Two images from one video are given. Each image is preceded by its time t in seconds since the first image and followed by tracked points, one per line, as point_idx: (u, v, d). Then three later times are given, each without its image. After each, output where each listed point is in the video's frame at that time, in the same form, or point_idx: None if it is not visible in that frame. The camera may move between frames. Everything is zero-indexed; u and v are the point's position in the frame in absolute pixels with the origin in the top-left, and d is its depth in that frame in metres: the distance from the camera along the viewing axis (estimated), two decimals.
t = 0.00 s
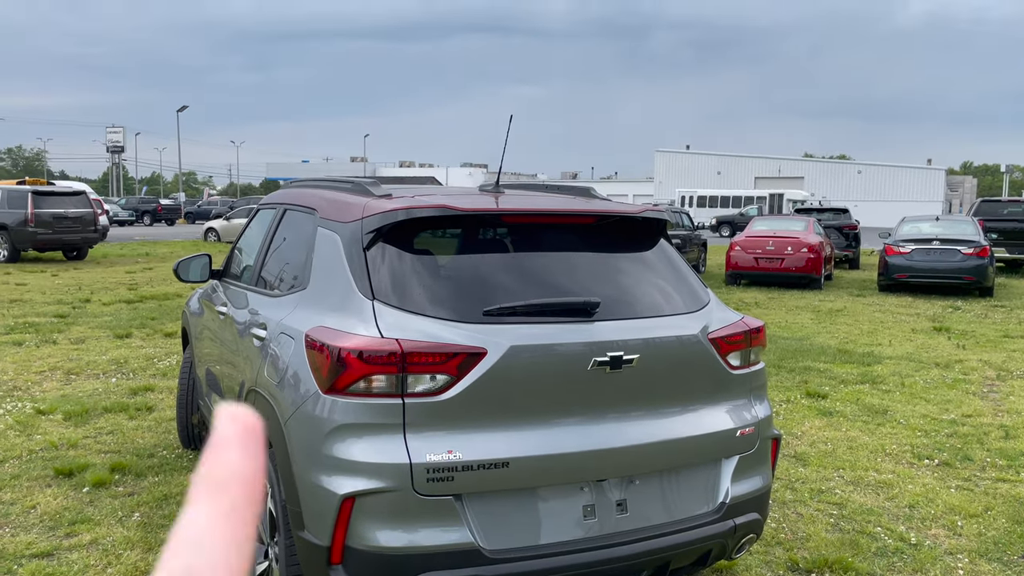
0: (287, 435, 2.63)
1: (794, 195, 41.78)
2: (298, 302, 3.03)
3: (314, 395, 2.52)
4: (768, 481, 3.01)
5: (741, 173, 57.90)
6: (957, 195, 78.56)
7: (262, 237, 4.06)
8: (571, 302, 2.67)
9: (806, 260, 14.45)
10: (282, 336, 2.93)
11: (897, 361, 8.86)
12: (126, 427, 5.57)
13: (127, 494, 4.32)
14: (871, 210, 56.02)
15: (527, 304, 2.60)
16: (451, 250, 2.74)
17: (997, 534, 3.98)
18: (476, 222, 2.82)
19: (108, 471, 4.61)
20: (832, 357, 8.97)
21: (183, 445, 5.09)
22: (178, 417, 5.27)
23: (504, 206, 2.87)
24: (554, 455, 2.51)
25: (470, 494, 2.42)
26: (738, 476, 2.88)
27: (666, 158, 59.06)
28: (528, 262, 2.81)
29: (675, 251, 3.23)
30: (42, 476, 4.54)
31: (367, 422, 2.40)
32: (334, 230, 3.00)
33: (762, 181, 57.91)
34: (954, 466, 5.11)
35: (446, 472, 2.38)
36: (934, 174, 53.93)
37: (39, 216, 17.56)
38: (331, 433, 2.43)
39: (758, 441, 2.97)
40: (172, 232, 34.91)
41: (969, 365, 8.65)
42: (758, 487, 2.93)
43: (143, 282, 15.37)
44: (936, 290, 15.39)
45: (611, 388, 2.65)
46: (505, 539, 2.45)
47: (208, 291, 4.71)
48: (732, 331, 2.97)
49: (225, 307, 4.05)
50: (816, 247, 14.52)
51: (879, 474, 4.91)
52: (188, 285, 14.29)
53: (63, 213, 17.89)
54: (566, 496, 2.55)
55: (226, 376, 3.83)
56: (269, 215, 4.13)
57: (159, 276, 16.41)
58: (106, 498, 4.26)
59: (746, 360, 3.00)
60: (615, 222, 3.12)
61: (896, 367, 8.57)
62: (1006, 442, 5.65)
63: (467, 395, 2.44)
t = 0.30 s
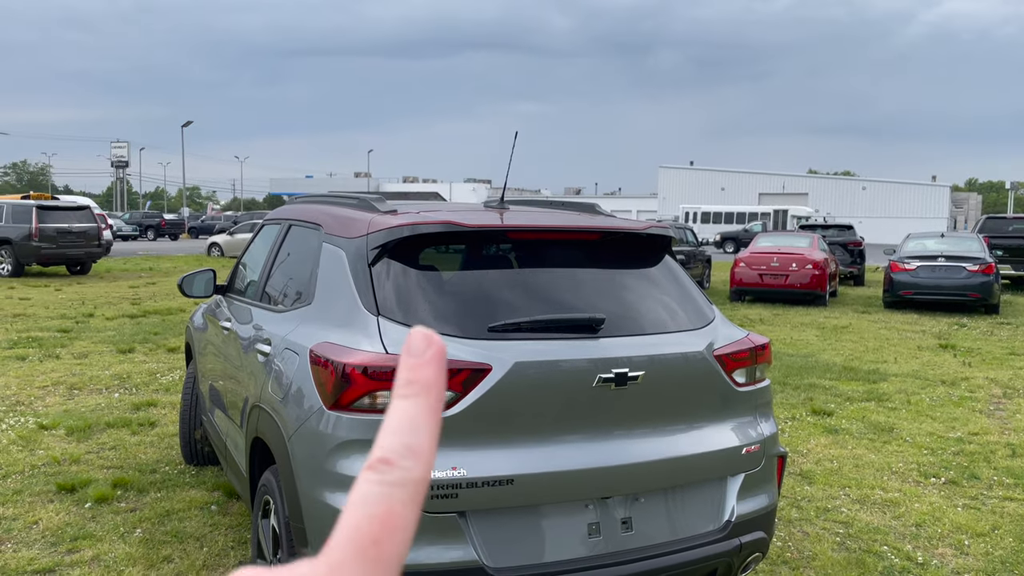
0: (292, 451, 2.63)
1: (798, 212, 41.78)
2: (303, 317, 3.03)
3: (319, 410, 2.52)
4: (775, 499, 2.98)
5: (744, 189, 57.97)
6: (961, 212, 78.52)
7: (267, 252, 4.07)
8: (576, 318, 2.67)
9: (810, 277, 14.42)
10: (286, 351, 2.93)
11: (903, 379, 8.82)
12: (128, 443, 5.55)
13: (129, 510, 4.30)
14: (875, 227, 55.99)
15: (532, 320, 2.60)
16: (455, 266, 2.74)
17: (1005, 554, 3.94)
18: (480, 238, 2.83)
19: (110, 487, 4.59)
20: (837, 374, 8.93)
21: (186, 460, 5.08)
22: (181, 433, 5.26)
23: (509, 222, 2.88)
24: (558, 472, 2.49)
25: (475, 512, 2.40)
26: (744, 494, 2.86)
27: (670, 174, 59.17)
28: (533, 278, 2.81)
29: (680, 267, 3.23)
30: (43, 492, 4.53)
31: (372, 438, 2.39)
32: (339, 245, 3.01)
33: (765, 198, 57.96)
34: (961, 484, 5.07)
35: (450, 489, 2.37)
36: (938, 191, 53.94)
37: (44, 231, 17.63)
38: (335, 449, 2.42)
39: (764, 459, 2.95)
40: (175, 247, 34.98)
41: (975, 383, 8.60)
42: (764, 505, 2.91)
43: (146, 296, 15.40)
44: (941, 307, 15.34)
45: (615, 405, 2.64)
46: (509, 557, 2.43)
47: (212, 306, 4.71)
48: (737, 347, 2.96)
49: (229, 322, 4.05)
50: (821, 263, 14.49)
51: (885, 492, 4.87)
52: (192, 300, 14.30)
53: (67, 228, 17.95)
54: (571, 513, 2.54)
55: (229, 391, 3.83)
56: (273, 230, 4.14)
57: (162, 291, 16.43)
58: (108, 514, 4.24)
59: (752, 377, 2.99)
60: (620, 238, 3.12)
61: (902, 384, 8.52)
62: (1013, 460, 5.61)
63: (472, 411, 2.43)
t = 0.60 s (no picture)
0: (293, 455, 2.63)
1: (800, 219, 41.77)
2: (305, 322, 3.03)
3: (320, 415, 2.52)
4: (776, 505, 2.98)
5: (746, 196, 58.00)
6: (963, 221, 78.52)
7: (269, 257, 4.07)
8: (579, 324, 2.67)
9: (813, 284, 14.41)
10: (288, 356, 2.93)
11: (905, 387, 8.81)
12: (129, 448, 5.55)
13: (130, 515, 4.29)
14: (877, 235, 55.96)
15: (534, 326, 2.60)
16: (457, 271, 2.74)
17: (1007, 562, 3.92)
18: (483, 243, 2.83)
19: (111, 492, 4.59)
20: (839, 382, 8.92)
21: (187, 466, 5.07)
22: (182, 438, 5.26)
23: (511, 227, 2.88)
24: (560, 478, 2.49)
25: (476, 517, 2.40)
26: (746, 501, 2.86)
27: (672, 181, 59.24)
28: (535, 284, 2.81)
29: (682, 274, 3.23)
30: (44, 496, 4.52)
31: (373, 444, 2.39)
32: (342, 251, 3.01)
33: (767, 205, 57.97)
34: (963, 493, 5.06)
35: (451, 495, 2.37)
36: (941, 199, 53.96)
37: (46, 236, 17.65)
38: (336, 454, 2.42)
39: (765, 466, 2.95)
40: (177, 252, 35.00)
41: (977, 391, 8.58)
42: (766, 512, 2.90)
43: (148, 302, 15.41)
44: (943, 315, 15.32)
45: (617, 411, 2.63)
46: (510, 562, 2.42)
47: (214, 311, 4.71)
48: (739, 354, 2.96)
49: (232, 327, 4.06)
50: (823, 271, 14.48)
51: (887, 500, 4.86)
52: (194, 306, 14.32)
53: (70, 233, 17.99)
54: (572, 519, 2.53)
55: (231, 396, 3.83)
56: (276, 236, 4.14)
57: (164, 296, 16.44)
58: (109, 519, 4.24)
59: (754, 384, 2.98)
60: (621, 244, 3.12)
61: (904, 392, 8.51)
62: (1015, 469, 5.59)
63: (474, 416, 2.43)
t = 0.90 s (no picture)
0: (292, 454, 2.64)
1: (801, 219, 41.75)
2: (306, 320, 3.03)
3: (320, 414, 2.52)
4: (776, 505, 2.98)
5: (747, 196, 58.00)
6: (964, 221, 78.50)
7: (270, 256, 4.07)
8: (578, 323, 2.67)
9: (813, 284, 14.41)
10: (288, 355, 2.94)
11: (905, 386, 8.81)
12: (130, 446, 5.55)
13: (130, 513, 4.30)
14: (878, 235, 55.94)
15: (534, 325, 2.60)
16: (457, 271, 2.74)
17: (1006, 562, 3.93)
18: (483, 243, 2.83)
19: (111, 490, 4.59)
20: (839, 382, 8.93)
21: (187, 464, 5.08)
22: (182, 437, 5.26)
23: (512, 227, 2.88)
24: (559, 478, 2.50)
25: (476, 517, 2.40)
26: (745, 501, 2.86)
27: (672, 181, 59.24)
28: (535, 283, 2.81)
29: (682, 273, 3.23)
30: (45, 494, 4.53)
31: (374, 442, 2.39)
32: (342, 250, 3.01)
33: (767, 205, 57.96)
34: (962, 493, 5.06)
35: (452, 494, 2.37)
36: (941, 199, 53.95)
37: (47, 234, 17.66)
38: (336, 453, 2.43)
39: (765, 465, 2.95)
40: (177, 251, 35.01)
41: (977, 391, 8.59)
42: (766, 512, 2.91)
43: (149, 300, 15.42)
44: (943, 315, 15.32)
45: (617, 410, 2.64)
46: (510, 562, 2.43)
47: (215, 310, 4.72)
48: (739, 354, 2.96)
49: (232, 326, 4.06)
50: (823, 271, 14.48)
51: (886, 500, 4.86)
52: (195, 304, 14.33)
53: (71, 231, 18.00)
54: (572, 519, 2.53)
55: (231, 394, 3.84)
56: (276, 235, 4.14)
57: (165, 294, 16.44)
58: (109, 517, 4.24)
59: (754, 384, 2.98)
60: (622, 243, 3.12)
61: (904, 392, 8.51)
62: (1015, 469, 5.60)
63: (474, 414, 2.43)
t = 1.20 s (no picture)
0: (292, 444, 2.64)
1: (802, 211, 41.71)
2: (306, 311, 3.03)
3: (320, 404, 2.52)
4: (775, 496, 2.99)
5: (747, 188, 57.94)
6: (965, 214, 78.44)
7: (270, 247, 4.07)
8: (578, 314, 2.67)
9: (813, 276, 14.40)
10: (288, 345, 2.94)
11: (904, 379, 8.82)
12: (130, 436, 5.56)
13: (131, 503, 4.31)
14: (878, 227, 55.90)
15: (534, 316, 2.60)
16: (457, 262, 2.74)
17: (1004, 554, 3.94)
18: (483, 233, 2.82)
19: (112, 480, 4.60)
20: (839, 374, 8.94)
21: (187, 455, 5.09)
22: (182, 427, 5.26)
23: (512, 218, 2.88)
24: (558, 468, 2.50)
25: (475, 507, 2.41)
26: (744, 492, 2.87)
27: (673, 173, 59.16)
28: (535, 274, 2.81)
29: (682, 265, 3.23)
30: (46, 484, 4.54)
31: (374, 432, 2.40)
32: (342, 240, 3.01)
33: (768, 197, 57.89)
34: (961, 484, 5.08)
35: (451, 484, 2.37)
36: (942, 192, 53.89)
37: (47, 225, 17.63)
38: (336, 443, 2.43)
39: (764, 456, 2.96)
40: (178, 242, 34.99)
41: (977, 383, 8.60)
42: (764, 503, 2.92)
43: (150, 291, 15.42)
44: (943, 307, 15.32)
45: (617, 401, 2.64)
46: (508, 552, 2.44)
47: (215, 300, 4.72)
48: (738, 345, 2.96)
49: (231, 316, 4.07)
50: (823, 263, 14.48)
51: (885, 491, 4.87)
52: (195, 296, 14.33)
53: (71, 222, 17.98)
54: (572, 509, 2.54)
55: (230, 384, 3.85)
56: (276, 226, 4.14)
57: (165, 285, 16.43)
58: (110, 506, 4.26)
59: (753, 375, 2.99)
60: (622, 235, 3.12)
61: (903, 384, 8.53)
62: (1014, 461, 5.61)
63: (473, 404, 2.44)
